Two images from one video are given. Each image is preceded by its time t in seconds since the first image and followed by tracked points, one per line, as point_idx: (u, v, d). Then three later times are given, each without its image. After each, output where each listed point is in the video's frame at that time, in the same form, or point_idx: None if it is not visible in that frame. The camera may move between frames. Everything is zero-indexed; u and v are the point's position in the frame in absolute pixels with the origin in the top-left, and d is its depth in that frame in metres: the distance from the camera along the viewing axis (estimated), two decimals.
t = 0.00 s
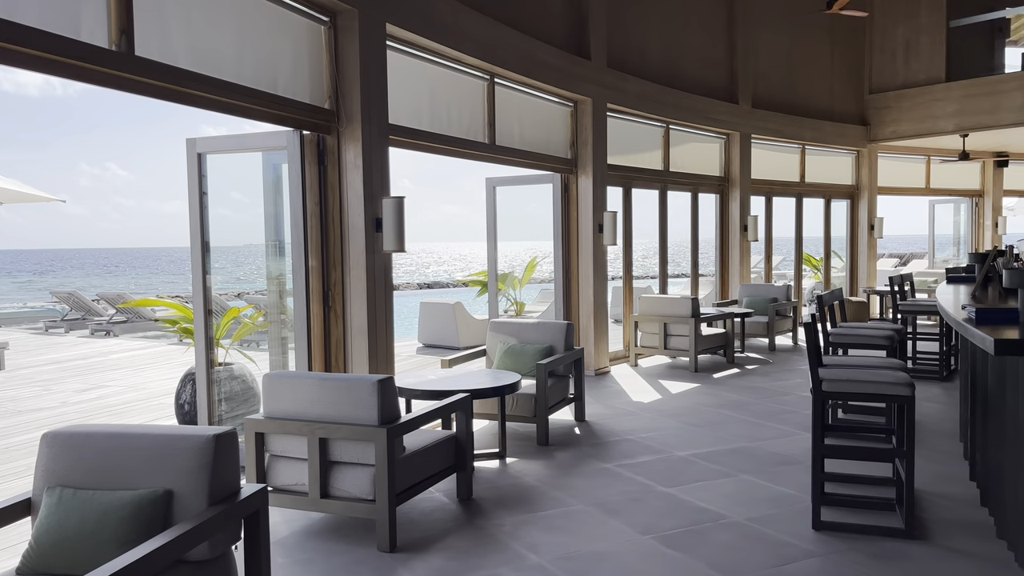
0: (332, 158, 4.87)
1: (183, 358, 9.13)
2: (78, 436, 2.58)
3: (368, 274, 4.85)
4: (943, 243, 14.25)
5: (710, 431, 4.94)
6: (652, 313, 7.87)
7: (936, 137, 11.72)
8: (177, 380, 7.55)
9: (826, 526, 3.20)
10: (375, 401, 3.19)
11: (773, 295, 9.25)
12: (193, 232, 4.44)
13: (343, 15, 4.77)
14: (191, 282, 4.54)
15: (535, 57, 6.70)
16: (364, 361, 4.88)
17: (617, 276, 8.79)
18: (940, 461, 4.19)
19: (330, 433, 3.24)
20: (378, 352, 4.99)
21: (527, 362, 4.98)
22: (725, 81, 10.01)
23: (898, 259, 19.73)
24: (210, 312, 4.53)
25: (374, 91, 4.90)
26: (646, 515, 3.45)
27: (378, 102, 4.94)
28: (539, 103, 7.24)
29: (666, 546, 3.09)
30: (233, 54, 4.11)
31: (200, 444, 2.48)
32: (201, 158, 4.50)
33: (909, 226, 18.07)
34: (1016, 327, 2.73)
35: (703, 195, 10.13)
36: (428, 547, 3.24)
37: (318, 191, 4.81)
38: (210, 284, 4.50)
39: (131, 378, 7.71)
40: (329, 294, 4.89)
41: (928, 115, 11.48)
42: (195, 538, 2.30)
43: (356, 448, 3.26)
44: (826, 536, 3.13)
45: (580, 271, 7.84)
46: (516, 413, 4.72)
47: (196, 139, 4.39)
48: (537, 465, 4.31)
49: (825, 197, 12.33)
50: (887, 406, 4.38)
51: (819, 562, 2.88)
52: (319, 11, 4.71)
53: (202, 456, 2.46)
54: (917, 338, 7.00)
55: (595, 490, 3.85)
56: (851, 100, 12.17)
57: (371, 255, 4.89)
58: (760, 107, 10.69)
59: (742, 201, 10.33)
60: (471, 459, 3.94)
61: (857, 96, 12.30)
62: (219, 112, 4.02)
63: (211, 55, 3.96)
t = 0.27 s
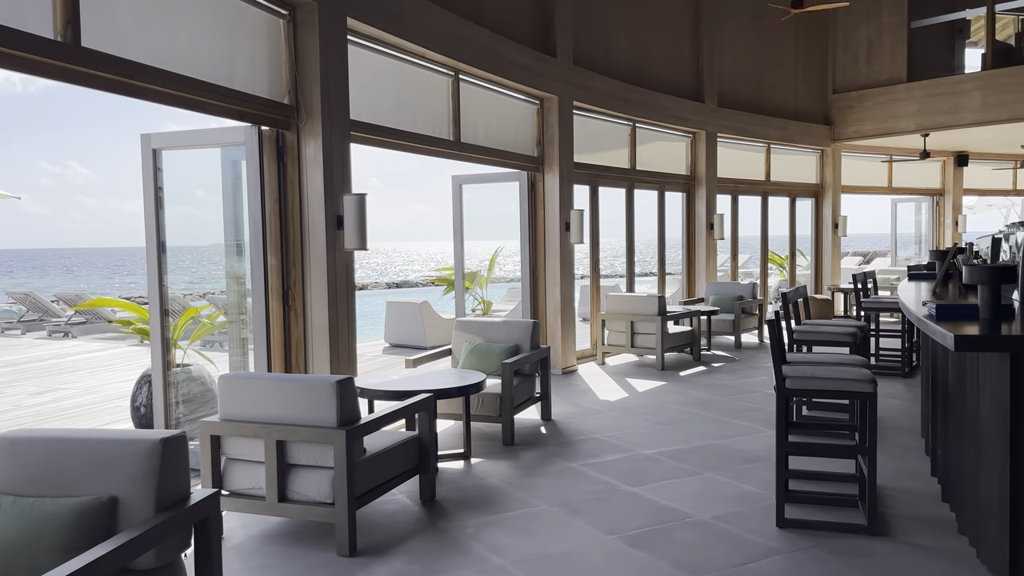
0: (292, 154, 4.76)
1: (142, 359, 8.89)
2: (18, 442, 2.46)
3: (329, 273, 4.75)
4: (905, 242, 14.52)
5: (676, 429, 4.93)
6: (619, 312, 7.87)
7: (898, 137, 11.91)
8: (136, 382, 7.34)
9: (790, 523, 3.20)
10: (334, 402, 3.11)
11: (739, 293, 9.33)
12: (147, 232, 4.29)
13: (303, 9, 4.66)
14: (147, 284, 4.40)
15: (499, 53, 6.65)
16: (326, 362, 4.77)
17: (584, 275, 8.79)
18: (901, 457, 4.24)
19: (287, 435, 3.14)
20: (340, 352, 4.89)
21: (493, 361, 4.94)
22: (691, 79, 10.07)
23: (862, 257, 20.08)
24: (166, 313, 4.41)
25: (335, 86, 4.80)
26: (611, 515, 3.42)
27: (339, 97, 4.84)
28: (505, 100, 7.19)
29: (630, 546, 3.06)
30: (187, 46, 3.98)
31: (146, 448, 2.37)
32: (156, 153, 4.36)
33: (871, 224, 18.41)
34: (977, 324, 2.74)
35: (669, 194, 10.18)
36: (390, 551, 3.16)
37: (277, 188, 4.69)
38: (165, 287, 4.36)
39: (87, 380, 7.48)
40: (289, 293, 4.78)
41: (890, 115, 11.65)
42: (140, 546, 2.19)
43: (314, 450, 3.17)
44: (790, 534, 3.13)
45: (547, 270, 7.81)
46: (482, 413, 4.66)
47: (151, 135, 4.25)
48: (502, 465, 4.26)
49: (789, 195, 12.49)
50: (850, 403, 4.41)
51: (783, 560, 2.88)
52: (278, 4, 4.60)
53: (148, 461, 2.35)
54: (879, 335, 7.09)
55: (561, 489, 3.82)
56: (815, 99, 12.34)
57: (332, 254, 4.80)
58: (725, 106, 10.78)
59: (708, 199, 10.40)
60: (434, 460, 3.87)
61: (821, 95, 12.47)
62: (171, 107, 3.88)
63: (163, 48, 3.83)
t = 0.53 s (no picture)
0: (250, 153, 4.64)
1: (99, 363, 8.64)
2: None
3: (287, 274, 4.64)
4: (870, 243, 14.75)
5: (642, 432, 4.91)
6: (587, 313, 7.86)
7: (862, 140, 12.09)
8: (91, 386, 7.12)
9: (754, 528, 3.18)
10: (289, 409, 3.01)
11: (706, 295, 9.38)
12: (99, 230, 4.16)
13: (261, 4, 4.55)
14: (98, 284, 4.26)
15: (465, 53, 6.58)
16: (284, 366, 4.66)
17: (552, 277, 8.76)
18: (864, 459, 4.26)
19: (241, 442, 3.04)
20: (299, 355, 4.78)
21: (457, 364, 4.88)
22: (659, 80, 10.11)
23: (829, 259, 20.37)
24: (119, 315, 4.26)
25: (294, 84, 4.70)
26: (574, 521, 3.38)
27: (299, 94, 4.74)
28: (471, 100, 7.13)
29: (593, 554, 3.01)
30: (138, 41, 3.86)
31: (83, 459, 2.26)
32: (109, 151, 4.20)
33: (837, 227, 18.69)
34: (939, 327, 2.75)
35: (637, 195, 10.21)
36: (346, 561, 3.07)
37: (233, 188, 4.58)
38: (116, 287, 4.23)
39: (40, 384, 7.23)
40: (247, 295, 4.66)
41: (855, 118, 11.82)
42: (75, 564, 2.07)
43: (269, 458, 3.07)
44: (753, 538, 3.11)
45: (514, 272, 7.77)
46: (445, 417, 4.59)
47: (103, 132, 4.14)
48: (466, 470, 4.19)
49: (756, 197, 12.62)
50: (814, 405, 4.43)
51: (746, 566, 2.85)
52: None
53: (85, 473, 2.23)
54: (844, 336, 7.16)
55: (525, 495, 3.76)
56: (781, 102, 12.49)
57: (291, 255, 4.69)
58: (693, 108, 10.85)
59: (676, 201, 10.45)
60: (395, 466, 3.79)
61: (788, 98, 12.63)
62: (121, 103, 3.76)
63: (113, 42, 3.70)
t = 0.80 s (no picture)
0: (207, 153, 4.53)
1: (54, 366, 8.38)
2: None
3: (246, 277, 4.54)
4: (835, 248, 14.98)
5: (608, 438, 4.89)
6: (555, 317, 7.83)
7: (827, 146, 12.27)
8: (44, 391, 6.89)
9: (717, 536, 3.17)
10: (242, 417, 2.92)
11: (673, 299, 9.43)
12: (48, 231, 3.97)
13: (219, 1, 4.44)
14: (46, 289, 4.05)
15: (431, 54, 6.52)
16: (241, 372, 4.55)
17: (520, 280, 8.73)
18: (827, 464, 4.28)
19: (191, 452, 2.94)
20: (258, 361, 4.68)
21: (421, 369, 4.83)
22: (627, 85, 10.15)
23: (795, 263, 20.64)
24: (70, 320, 4.09)
25: (253, 84, 4.60)
26: (535, 530, 3.33)
27: (259, 94, 4.64)
28: (437, 102, 7.08)
29: (553, 564, 2.97)
30: (89, 37, 3.74)
31: (17, 473, 2.14)
32: (61, 151, 4.04)
33: (803, 232, 18.96)
34: (898, 335, 2.77)
35: (605, 200, 10.24)
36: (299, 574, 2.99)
37: (190, 189, 4.47)
38: (66, 289, 4.04)
39: None
40: (204, 299, 4.55)
41: (821, 125, 11.99)
42: None
43: (221, 468, 2.98)
44: (714, 546, 3.09)
45: (482, 275, 7.70)
46: (408, 424, 4.51)
47: (54, 131, 3.98)
48: (428, 478, 4.12)
49: (724, 202, 12.75)
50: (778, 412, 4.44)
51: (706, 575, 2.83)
52: None
53: (18, 487, 2.12)
54: (809, 341, 7.22)
55: (487, 503, 3.70)
56: (748, 109, 12.63)
57: (250, 258, 4.59)
58: (661, 113, 10.92)
59: (643, 205, 10.51)
60: (354, 475, 3.71)
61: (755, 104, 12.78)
62: (70, 100, 3.64)
63: (62, 37, 3.58)
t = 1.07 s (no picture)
0: (165, 154, 4.43)
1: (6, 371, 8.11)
2: None
3: (205, 281, 4.44)
4: (801, 255, 15.20)
5: (573, 444, 4.87)
6: (523, 323, 7.81)
7: (792, 154, 12.46)
8: None
9: (681, 544, 3.16)
10: (197, 424, 2.84)
11: (641, 305, 9.47)
12: None
13: None
14: None
15: (398, 56, 6.47)
16: (200, 378, 4.44)
17: (488, 285, 8.70)
18: (791, 471, 4.31)
19: (144, 461, 2.85)
20: (217, 367, 4.57)
21: (386, 375, 4.78)
22: (596, 91, 10.19)
23: (762, 269, 20.92)
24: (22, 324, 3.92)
25: (214, 84, 4.51)
26: (499, 539, 3.29)
27: (219, 94, 4.55)
28: (404, 105, 7.03)
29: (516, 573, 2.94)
30: (41, 32, 3.62)
31: None
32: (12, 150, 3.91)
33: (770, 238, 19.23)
34: (860, 342, 2.80)
35: (574, 205, 10.26)
36: None
37: (147, 191, 4.38)
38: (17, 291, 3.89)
39: None
40: (161, 304, 4.44)
41: (787, 133, 12.18)
42: None
43: (174, 477, 2.89)
44: (677, 554, 3.09)
45: (449, 281, 7.65)
46: (371, 430, 4.47)
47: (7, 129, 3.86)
48: (391, 486, 4.06)
49: (692, 209, 12.87)
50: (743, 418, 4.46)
51: None
52: None
53: None
54: (775, 347, 7.30)
55: (451, 512, 3.65)
56: (716, 116, 12.78)
57: (209, 261, 4.49)
58: (630, 119, 10.99)
59: (612, 211, 10.54)
60: (314, 483, 3.64)
61: (722, 111, 12.93)
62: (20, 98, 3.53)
63: (12, 33, 3.46)
